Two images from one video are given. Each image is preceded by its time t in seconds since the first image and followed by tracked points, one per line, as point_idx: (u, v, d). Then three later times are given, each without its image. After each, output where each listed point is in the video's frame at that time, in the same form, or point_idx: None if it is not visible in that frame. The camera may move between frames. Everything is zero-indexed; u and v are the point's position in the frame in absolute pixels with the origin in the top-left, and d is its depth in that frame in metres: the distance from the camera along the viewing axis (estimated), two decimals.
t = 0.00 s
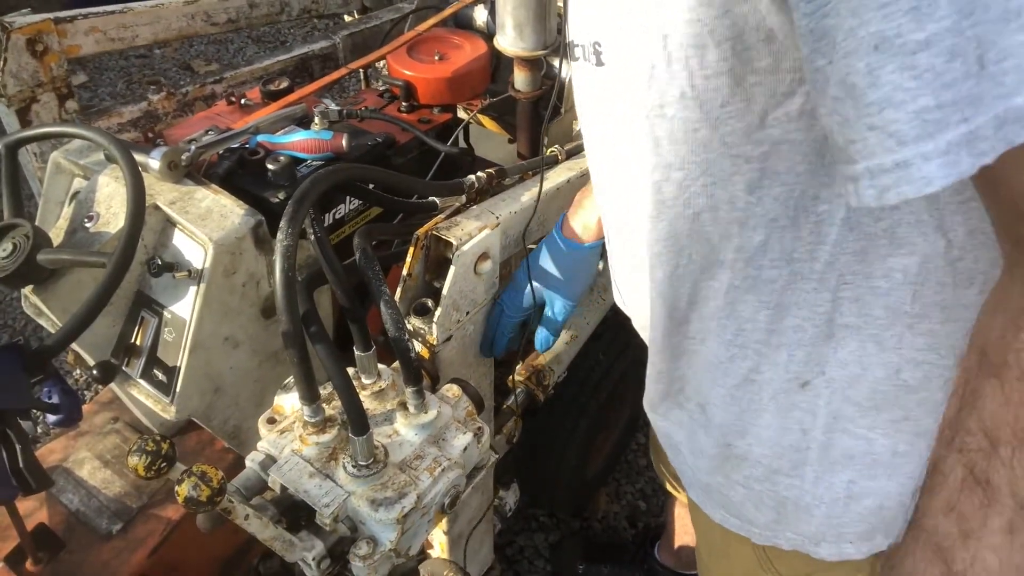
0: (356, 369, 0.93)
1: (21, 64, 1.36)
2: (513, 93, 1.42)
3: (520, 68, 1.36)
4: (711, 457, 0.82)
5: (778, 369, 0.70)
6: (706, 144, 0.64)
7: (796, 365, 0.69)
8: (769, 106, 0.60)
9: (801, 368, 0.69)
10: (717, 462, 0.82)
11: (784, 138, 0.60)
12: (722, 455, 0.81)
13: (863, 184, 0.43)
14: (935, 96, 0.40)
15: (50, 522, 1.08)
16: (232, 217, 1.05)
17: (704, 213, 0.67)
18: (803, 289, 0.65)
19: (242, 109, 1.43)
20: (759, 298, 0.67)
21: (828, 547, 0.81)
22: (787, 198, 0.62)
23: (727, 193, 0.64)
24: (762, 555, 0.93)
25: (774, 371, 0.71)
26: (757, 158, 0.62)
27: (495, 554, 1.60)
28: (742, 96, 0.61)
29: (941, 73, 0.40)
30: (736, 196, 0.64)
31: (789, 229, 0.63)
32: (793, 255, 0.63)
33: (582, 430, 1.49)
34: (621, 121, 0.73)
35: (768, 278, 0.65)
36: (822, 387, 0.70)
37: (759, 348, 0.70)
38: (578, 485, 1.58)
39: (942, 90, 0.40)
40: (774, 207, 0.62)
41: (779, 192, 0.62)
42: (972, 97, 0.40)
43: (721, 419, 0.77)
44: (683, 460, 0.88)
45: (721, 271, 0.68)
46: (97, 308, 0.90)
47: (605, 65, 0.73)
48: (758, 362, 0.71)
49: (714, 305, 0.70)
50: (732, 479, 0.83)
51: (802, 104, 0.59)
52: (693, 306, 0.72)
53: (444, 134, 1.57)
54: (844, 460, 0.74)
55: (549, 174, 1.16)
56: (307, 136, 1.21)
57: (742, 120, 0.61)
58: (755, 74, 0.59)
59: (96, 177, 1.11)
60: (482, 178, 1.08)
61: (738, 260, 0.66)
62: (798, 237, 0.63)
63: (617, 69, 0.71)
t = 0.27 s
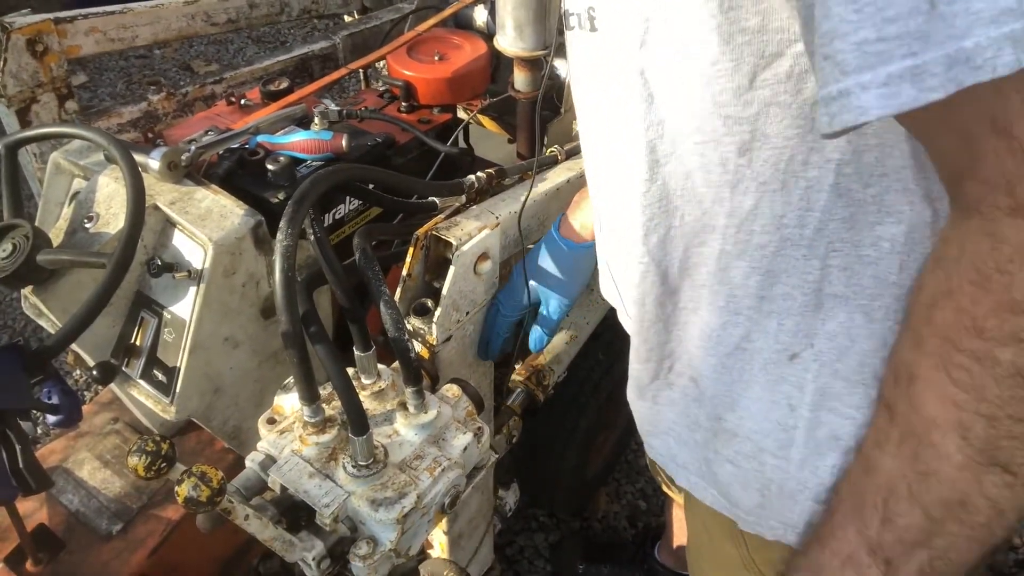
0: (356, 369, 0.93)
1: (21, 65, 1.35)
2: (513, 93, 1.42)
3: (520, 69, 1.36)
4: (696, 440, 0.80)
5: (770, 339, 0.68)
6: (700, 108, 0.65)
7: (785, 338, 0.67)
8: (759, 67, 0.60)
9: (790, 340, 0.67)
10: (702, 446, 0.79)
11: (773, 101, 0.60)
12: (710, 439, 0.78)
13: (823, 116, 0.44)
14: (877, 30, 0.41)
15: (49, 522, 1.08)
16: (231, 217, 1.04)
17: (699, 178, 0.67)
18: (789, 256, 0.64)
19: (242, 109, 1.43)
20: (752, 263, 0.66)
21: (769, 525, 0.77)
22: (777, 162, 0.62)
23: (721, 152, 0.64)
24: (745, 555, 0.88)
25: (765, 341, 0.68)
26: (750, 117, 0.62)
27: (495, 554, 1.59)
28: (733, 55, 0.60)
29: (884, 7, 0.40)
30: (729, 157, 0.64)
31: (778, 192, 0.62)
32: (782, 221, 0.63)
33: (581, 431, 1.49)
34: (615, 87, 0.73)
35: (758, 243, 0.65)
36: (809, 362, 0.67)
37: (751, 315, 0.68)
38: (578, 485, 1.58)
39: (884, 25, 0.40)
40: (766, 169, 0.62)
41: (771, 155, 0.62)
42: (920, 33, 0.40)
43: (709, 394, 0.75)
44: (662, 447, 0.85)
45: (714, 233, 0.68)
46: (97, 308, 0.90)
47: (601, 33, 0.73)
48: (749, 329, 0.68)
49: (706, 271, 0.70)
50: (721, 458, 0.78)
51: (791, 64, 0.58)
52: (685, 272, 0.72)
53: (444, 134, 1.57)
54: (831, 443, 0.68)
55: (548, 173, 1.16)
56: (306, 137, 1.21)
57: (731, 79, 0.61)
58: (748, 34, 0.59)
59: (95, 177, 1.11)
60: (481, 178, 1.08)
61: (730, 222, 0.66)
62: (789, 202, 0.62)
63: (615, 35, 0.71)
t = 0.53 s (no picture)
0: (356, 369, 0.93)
1: (22, 65, 1.35)
2: (513, 93, 1.41)
3: (520, 68, 1.36)
4: (700, 418, 0.91)
5: (767, 333, 0.78)
6: (707, 102, 0.71)
7: (783, 332, 0.77)
8: (762, 61, 0.66)
9: (787, 334, 0.78)
10: (706, 427, 0.92)
11: (774, 94, 0.67)
12: (711, 421, 0.90)
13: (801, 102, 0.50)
14: (845, 26, 0.46)
15: (50, 521, 1.08)
16: (231, 217, 1.04)
17: (705, 168, 0.75)
18: (787, 249, 0.72)
19: (242, 108, 1.43)
20: (751, 257, 0.75)
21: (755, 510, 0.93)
22: (777, 155, 0.69)
23: (726, 143, 0.71)
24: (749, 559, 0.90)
25: (761, 334, 0.79)
26: (754, 108, 0.68)
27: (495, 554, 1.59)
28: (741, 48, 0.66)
29: (850, 6, 0.45)
30: (732, 147, 0.71)
31: (779, 185, 0.70)
32: (781, 215, 0.71)
33: (580, 432, 1.48)
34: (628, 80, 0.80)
35: (757, 236, 0.74)
36: (802, 354, 0.79)
37: (748, 306, 0.78)
38: (578, 485, 1.58)
39: (850, 22, 0.46)
40: (767, 161, 0.70)
41: (772, 147, 0.69)
42: (885, 30, 0.45)
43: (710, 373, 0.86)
44: (670, 425, 0.97)
45: (717, 226, 0.77)
46: (97, 308, 0.90)
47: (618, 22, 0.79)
48: (747, 321, 0.79)
49: (711, 255, 0.79)
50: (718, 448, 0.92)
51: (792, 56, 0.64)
52: (686, 259, 0.82)
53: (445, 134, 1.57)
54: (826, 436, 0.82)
55: (548, 173, 1.16)
56: (306, 136, 1.21)
57: (736, 71, 0.67)
58: (751, 29, 0.65)
59: (96, 177, 1.11)
60: (481, 178, 1.08)
61: (731, 214, 0.75)
62: (789, 196, 0.70)
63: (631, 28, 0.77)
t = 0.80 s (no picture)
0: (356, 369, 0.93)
1: (22, 65, 1.35)
2: (513, 93, 1.42)
3: (520, 69, 1.36)
4: (693, 416, 0.91)
5: (764, 335, 0.78)
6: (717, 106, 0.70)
7: (777, 336, 0.78)
8: (776, 67, 0.64)
9: (782, 339, 0.78)
10: (698, 424, 0.91)
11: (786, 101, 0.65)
12: (704, 417, 0.90)
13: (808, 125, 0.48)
14: (856, 54, 0.45)
15: (50, 521, 1.08)
16: (231, 217, 1.04)
17: (708, 171, 0.74)
18: (787, 256, 0.72)
19: (242, 109, 1.43)
20: (751, 262, 0.75)
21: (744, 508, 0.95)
22: (784, 162, 0.68)
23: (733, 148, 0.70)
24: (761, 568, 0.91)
25: (758, 336, 0.79)
26: (763, 115, 0.67)
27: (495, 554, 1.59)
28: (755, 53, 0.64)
29: (865, 36, 0.44)
30: (739, 153, 0.70)
31: (784, 193, 0.69)
32: (783, 222, 0.71)
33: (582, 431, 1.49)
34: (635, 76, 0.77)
35: (758, 240, 0.74)
36: (798, 358, 0.79)
37: (745, 308, 0.78)
38: (578, 485, 1.58)
39: (863, 52, 0.44)
40: (773, 167, 0.69)
41: (780, 154, 0.68)
42: (896, 62, 0.44)
43: (705, 373, 0.87)
44: (657, 421, 0.97)
45: (718, 229, 0.76)
46: (97, 309, 0.90)
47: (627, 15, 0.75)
48: (743, 323, 0.79)
49: (708, 257, 0.79)
50: (710, 443, 0.92)
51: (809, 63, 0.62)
52: (686, 260, 0.82)
53: (445, 134, 1.57)
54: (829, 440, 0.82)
55: (548, 174, 1.16)
56: (306, 136, 1.21)
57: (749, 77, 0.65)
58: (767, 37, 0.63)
59: (96, 177, 1.11)
60: (481, 178, 1.08)
61: (734, 219, 0.74)
62: (791, 203, 0.69)
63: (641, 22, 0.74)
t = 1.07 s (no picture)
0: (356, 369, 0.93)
1: (22, 65, 1.35)
2: (513, 93, 1.42)
3: (520, 69, 1.36)
4: (704, 411, 0.93)
5: (780, 333, 0.79)
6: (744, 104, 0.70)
7: (796, 335, 0.78)
8: (811, 63, 0.64)
9: (801, 337, 0.78)
10: (710, 420, 0.93)
11: (819, 97, 0.65)
12: (716, 413, 0.92)
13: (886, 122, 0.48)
14: (938, 46, 0.45)
15: (50, 521, 1.08)
16: (231, 217, 1.04)
17: (733, 168, 0.74)
18: (812, 254, 0.72)
19: (242, 108, 1.43)
20: (774, 259, 0.75)
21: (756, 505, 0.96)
22: (814, 159, 0.68)
23: (761, 144, 0.70)
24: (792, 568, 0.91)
25: (776, 334, 0.79)
26: (794, 111, 0.67)
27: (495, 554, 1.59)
28: (789, 51, 0.64)
29: (948, 27, 0.44)
30: (768, 149, 0.70)
31: (812, 189, 0.70)
32: (810, 219, 0.71)
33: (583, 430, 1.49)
34: (658, 75, 0.76)
35: (784, 238, 0.74)
36: (815, 358, 0.79)
37: (766, 307, 0.78)
38: (578, 485, 1.58)
39: (947, 43, 0.44)
40: (802, 164, 0.69)
41: (810, 150, 0.68)
42: (982, 54, 0.44)
43: (721, 371, 0.87)
44: (671, 417, 0.99)
45: (742, 227, 0.76)
46: (96, 309, 0.90)
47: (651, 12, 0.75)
48: (763, 322, 0.79)
49: (730, 255, 0.79)
50: (719, 440, 0.95)
51: (846, 61, 0.63)
52: (706, 259, 0.82)
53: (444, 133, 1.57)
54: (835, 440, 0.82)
55: (548, 173, 1.16)
56: (306, 136, 1.21)
57: (783, 73, 0.66)
58: (803, 32, 0.63)
59: (96, 177, 1.11)
60: (481, 178, 1.08)
61: (759, 215, 0.74)
62: (821, 200, 0.69)
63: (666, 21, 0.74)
